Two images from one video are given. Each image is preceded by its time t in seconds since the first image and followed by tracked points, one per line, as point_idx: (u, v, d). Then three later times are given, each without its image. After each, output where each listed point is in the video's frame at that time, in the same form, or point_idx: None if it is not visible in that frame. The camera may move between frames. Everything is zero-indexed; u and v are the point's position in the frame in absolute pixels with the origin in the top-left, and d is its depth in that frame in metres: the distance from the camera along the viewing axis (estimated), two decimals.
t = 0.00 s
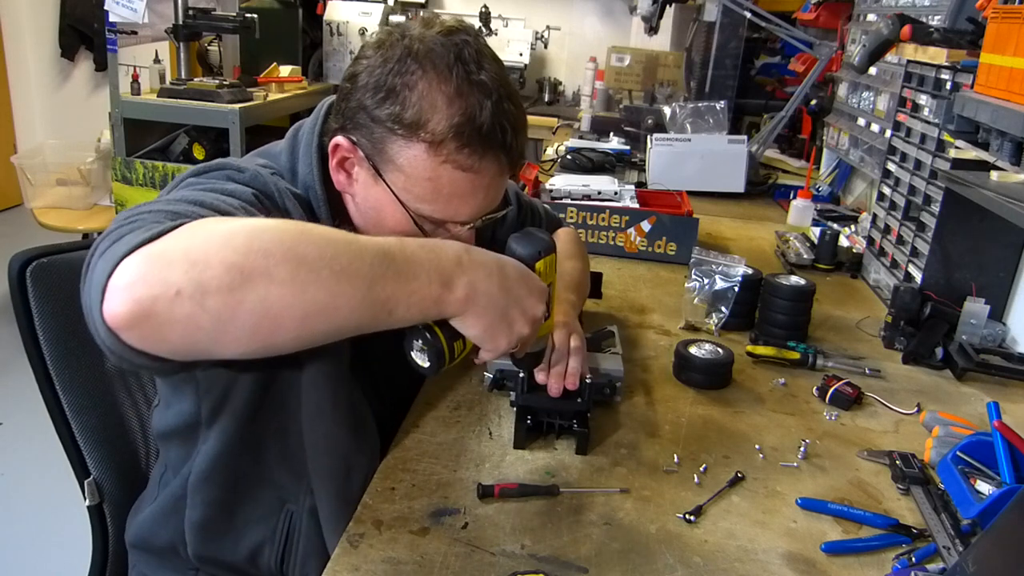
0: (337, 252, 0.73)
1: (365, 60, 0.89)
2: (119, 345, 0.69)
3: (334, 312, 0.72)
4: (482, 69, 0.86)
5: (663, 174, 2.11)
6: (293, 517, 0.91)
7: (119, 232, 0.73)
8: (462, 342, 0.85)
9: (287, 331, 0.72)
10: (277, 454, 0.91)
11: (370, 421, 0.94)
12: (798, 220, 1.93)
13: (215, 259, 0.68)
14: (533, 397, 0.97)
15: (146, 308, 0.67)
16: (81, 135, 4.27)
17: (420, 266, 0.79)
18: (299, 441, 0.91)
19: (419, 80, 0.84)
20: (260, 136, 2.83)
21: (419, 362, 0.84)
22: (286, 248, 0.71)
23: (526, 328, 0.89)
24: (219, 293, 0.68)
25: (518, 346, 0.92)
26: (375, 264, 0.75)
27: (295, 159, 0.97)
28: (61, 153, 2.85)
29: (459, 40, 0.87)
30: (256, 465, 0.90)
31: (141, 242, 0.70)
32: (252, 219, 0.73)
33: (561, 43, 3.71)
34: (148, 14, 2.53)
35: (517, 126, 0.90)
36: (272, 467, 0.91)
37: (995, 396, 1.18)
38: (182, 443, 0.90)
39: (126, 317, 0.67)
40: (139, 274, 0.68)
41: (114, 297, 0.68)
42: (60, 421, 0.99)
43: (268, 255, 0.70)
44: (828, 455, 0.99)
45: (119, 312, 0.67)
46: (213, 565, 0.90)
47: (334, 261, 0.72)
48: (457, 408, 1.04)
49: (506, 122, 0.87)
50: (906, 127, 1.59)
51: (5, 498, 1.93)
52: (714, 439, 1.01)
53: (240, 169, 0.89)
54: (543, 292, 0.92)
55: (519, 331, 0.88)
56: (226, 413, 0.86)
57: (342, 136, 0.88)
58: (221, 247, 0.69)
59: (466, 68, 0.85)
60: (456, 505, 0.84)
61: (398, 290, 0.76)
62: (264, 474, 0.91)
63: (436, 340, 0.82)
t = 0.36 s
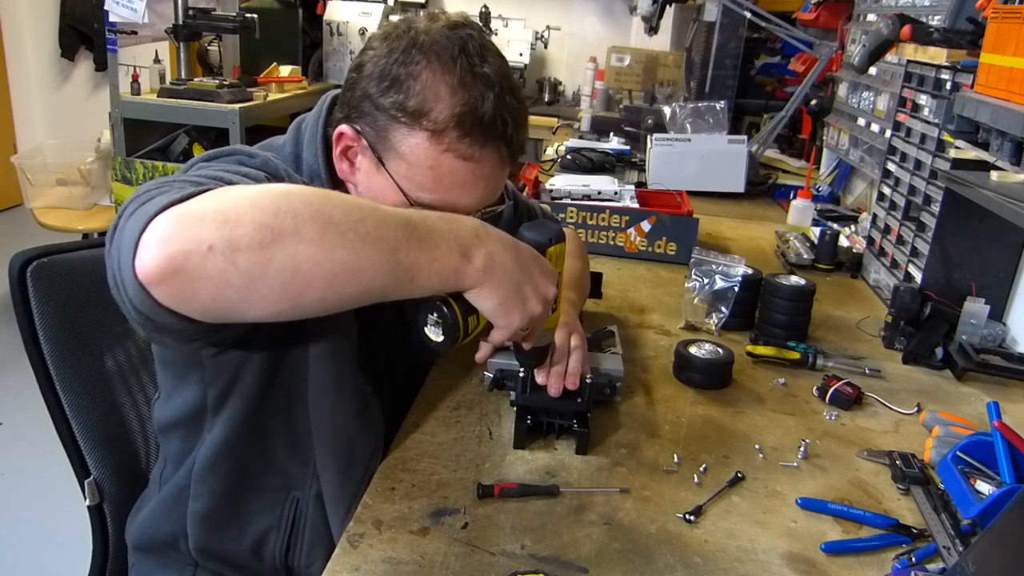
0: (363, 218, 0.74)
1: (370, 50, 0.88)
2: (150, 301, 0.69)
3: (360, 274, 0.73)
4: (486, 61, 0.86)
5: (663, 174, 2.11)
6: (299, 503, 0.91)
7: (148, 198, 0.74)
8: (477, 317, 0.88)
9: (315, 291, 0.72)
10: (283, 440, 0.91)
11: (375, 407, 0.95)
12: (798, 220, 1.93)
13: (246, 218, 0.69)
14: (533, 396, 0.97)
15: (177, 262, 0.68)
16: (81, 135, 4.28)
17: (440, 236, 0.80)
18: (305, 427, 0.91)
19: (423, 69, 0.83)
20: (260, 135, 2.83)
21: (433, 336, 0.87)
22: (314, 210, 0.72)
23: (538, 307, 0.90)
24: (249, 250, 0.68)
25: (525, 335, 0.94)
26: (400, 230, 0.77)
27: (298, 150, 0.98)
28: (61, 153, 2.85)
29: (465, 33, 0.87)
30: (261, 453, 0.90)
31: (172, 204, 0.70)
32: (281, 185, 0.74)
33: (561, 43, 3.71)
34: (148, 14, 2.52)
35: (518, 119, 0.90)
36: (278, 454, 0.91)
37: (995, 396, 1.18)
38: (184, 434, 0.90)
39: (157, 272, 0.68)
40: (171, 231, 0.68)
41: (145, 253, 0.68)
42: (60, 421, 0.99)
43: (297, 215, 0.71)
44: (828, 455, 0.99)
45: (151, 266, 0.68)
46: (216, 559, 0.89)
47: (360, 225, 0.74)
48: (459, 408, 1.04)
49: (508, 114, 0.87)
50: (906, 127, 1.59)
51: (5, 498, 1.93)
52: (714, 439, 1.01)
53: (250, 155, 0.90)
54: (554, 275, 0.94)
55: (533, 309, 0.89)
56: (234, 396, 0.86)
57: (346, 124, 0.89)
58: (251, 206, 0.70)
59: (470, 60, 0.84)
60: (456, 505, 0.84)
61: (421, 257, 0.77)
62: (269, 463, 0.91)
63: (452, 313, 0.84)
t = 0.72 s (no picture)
0: (375, 198, 0.75)
1: (318, 50, 0.87)
2: (166, 279, 0.70)
3: (373, 252, 0.74)
4: (420, 61, 0.82)
5: (663, 174, 2.11)
6: (298, 496, 0.92)
7: (164, 180, 0.75)
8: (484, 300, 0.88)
9: (329, 269, 0.72)
10: (283, 431, 0.91)
11: (378, 397, 0.95)
12: (798, 220, 1.93)
13: (260, 197, 0.70)
14: (533, 396, 0.97)
15: (193, 238, 0.68)
16: (81, 135, 4.28)
17: (451, 218, 0.81)
18: (306, 418, 0.92)
19: (351, 74, 0.81)
20: (260, 135, 2.83)
21: (440, 319, 0.86)
22: (326, 190, 0.72)
23: (544, 294, 0.91)
24: (264, 228, 0.69)
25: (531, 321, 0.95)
26: (412, 211, 0.77)
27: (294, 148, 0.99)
28: (61, 153, 2.85)
29: (403, 30, 0.83)
30: (261, 446, 0.90)
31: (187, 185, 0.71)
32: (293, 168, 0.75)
33: (561, 43, 3.72)
34: (148, 14, 2.52)
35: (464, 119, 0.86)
36: (277, 447, 0.91)
37: (995, 396, 1.18)
38: (182, 429, 0.89)
39: (174, 249, 0.68)
40: (186, 209, 0.69)
41: (161, 230, 0.69)
42: (60, 422, 0.99)
43: (310, 194, 0.71)
44: (828, 455, 0.99)
45: (167, 242, 0.68)
46: (216, 554, 0.89)
47: (371, 205, 0.74)
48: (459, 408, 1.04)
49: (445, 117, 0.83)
50: (906, 127, 1.59)
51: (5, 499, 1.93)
52: (714, 440, 1.01)
53: (247, 149, 0.91)
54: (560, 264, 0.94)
55: (539, 295, 0.90)
56: (234, 389, 0.86)
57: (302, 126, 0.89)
58: (264, 185, 0.71)
59: (399, 62, 0.81)
60: (456, 505, 0.84)
61: (432, 238, 0.78)
62: (268, 456, 0.91)
63: (460, 294, 0.83)
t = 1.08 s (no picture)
0: (391, 191, 0.74)
1: (280, 63, 0.89)
2: (184, 269, 0.69)
3: (388, 245, 0.73)
4: (374, 74, 0.84)
5: (663, 174, 2.11)
6: (297, 493, 0.92)
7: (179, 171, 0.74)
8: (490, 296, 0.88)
9: (345, 261, 0.72)
10: (281, 427, 0.91)
11: (377, 394, 0.95)
12: (798, 220, 1.93)
13: (279, 188, 0.69)
14: (533, 397, 0.97)
15: (212, 228, 0.68)
16: (81, 135, 4.29)
17: (463, 215, 0.81)
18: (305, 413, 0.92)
19: (308, 94, 0.84)
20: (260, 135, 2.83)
21: (445, 311, 0.87)
22: (342, 183, 0.72)
23: (550, 294, 0.91)
24: (282, 219, 0.69)
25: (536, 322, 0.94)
26: (426, 206, 0.77)
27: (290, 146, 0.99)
28: (61, 153, 2.85)
29: (358, 42, 0.85)
30: (259, 443, 0.90)
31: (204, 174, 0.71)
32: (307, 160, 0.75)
33: (561, 43, 3.72)
34: (148, 14, 2.52)
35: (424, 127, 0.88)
36: (276, 443, 0.91)
37: (995, 396, 1.18)
38: (180, 427, 0.90)
39: (192, 238, 0.68)
40: (205, 199, 0.69)
41: (179, 220, 0.68)
42: (60, 422, 0.99)
43: (326, 186, 0.71)
44: (828, 455, 0.99)
45: (186, 231, 0.68)
46: (214, 554, 0.89)
47: (387, 198, 0.74)
48: (458, 408, 1.04)
49: (401, 130, 0.86)
50: (906, 127, 1.59)
51: (5, 499, 1.93)
52: (714, 440, 1.01)
53: (242, 147, 0.92)
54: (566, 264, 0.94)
55: (545, 295, 0.90)
56: (232, 385, 0.86)
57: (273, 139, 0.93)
58: (282, 176, 0.70)
59: (353, 78, 0.83)
60: (456, 505, 0.84)
61: (444, 233, 0.78)
62: (267, 453, 0.91)
63: (467, 290, 0.85)
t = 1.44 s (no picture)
0: (408, 176, 0.75)
1: (281, 60, 0.89)
2: (204, 236, 0.68)
3: (406, 226, 0.73)
4: (377, 71, 0.84)
5: (663, 174, 2.11)
6: (298, 487, 0.92)
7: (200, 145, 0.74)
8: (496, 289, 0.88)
9: (364, 238, 0.71)
10: (282, 422, 0.91)
11: (381, 387, 0.95)
12: (798, 220, 1.93)
13: (303, 162, 0.69)
14: (533, 397, 0.97)
15: (236, 196, 0.67)
16: (82, 135, 4.29)
17: (477, 204, 0.81)
18: (306, 408, 0.92)
19: (309, 91, 0.84)
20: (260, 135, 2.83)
21: (451, 304, 0.87)
22: (363, 162, 0.72)
23: (555, 289, 0.91)
24: (306, 190, 0.68)
25: (538, 317, 0.95)
26: (443, 192, 0.77)
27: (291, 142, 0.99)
28: (61, 153, 2.85)
29: (360, 39, 0.85)
30: (260, 437, 0.90)
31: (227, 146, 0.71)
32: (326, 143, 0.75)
33: (561, 43, 3.72)
34: (148, 14, 2.52)
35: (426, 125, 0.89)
36: (277, 438, 0.91)
37: (995, 397, 1.18)
38: (181, 423, 0.90)
39: (216, 204, 0.67)
40: (230, 167, 0.68)
41: (202, 186, 0.68)
42: (60, 423, 0.99)
43: (348, 163, 0.71)
44: (828, 455, 0.99)
45: (210, 197, 0.67)
46: (214, 549, 0.89)
47: (405, 182, 0.74)
48: (459, 408, 1.04)
49: (403, 127, 0.86)
50: (906, 127, 1.59)
51: (5, 499, 1.93)
52: (713, 440, 1.01)
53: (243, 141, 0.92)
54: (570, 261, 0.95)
55: (551, 289, 0.90)
56: (234, 378, 0.87)
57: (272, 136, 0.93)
58: (306, 151, 0.70)
59: (355, 76, 0.83)
60: (456, 504, 0.84)
61: (459, 219, 0.78)
62: (269, 448, 0.91)
63: (473, 283, 0.85)
